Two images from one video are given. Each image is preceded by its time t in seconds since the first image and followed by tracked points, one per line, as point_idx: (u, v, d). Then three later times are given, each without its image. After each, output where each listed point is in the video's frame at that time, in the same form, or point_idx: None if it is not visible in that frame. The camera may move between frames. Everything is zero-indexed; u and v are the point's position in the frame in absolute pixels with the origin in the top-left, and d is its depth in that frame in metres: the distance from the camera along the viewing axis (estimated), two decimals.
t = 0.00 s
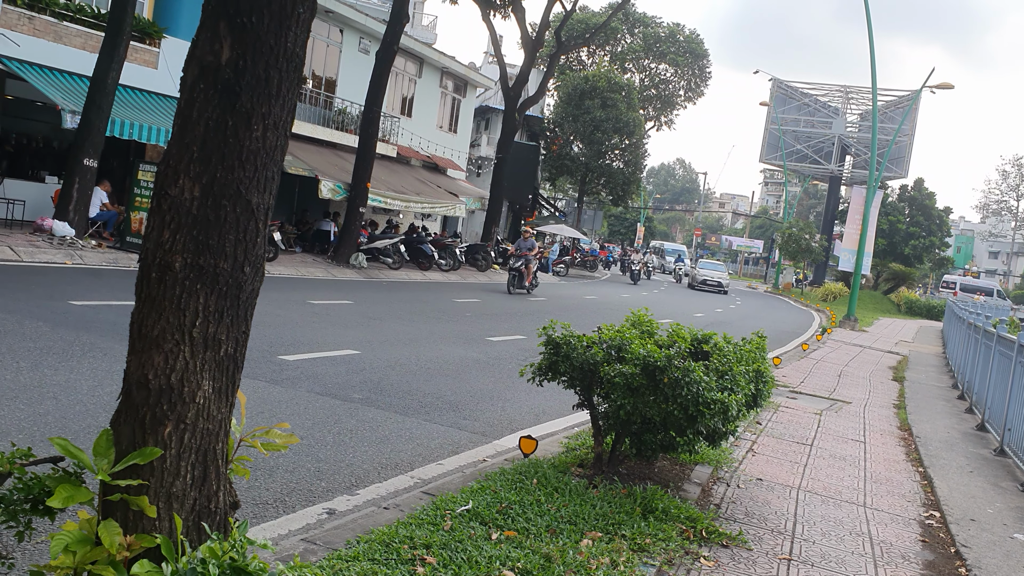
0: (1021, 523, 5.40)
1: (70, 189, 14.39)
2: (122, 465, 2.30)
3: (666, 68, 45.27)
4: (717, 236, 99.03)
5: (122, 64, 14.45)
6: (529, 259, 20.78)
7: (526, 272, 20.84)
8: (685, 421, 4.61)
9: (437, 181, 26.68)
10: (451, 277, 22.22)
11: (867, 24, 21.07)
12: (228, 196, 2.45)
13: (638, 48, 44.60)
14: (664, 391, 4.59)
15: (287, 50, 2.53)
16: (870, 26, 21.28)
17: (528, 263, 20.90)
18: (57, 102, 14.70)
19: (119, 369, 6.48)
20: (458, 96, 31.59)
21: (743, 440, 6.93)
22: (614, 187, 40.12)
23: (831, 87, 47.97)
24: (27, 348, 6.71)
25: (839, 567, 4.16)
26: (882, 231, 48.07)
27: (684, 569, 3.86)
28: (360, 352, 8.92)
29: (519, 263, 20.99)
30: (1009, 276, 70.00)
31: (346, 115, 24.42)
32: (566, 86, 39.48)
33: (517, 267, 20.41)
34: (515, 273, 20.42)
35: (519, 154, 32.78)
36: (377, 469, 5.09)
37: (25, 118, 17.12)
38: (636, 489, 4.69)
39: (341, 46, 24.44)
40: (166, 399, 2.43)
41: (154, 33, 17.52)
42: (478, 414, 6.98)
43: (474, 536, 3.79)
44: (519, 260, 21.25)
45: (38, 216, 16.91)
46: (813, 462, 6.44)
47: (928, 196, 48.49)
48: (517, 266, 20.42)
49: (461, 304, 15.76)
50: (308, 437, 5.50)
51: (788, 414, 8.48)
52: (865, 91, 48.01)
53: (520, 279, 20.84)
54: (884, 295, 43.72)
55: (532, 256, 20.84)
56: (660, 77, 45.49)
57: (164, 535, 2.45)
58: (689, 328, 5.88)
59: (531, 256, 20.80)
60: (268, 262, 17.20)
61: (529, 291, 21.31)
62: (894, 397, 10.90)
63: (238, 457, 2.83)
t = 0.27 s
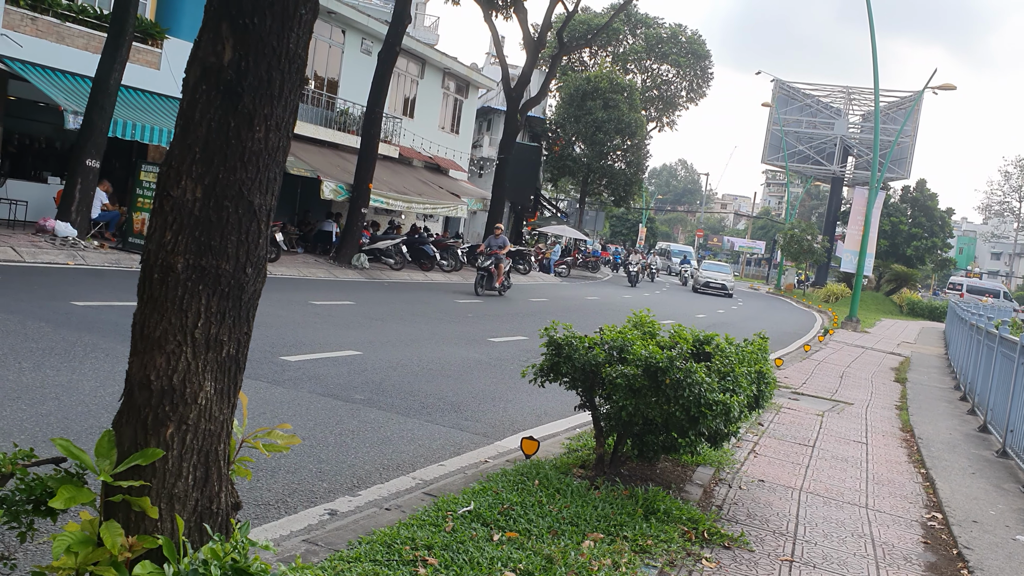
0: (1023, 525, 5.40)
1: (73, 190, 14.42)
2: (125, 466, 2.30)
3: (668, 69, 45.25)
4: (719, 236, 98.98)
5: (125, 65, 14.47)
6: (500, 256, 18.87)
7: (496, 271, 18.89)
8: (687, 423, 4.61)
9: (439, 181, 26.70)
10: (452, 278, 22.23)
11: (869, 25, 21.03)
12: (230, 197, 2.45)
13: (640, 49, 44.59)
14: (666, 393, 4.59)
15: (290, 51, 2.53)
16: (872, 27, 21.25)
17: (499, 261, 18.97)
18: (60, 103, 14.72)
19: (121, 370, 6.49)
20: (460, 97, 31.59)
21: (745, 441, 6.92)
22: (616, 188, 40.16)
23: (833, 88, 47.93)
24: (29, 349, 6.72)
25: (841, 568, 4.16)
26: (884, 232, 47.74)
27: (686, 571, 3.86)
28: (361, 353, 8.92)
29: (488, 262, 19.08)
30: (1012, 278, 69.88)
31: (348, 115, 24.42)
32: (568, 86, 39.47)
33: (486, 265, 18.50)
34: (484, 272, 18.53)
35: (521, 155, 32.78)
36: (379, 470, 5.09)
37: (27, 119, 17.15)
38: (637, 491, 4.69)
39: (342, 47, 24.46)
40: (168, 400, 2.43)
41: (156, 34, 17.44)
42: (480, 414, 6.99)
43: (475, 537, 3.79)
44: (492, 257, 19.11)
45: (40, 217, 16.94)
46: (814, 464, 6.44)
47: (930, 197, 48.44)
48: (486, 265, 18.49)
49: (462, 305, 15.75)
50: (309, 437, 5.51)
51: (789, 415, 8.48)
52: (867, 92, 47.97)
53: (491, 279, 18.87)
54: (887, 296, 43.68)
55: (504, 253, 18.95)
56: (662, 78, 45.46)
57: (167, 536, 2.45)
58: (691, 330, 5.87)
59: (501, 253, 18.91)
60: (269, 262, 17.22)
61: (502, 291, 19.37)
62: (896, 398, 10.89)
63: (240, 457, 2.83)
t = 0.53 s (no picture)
0: None
1: (74, 189, 14.43)
2: (126, 464, 2.30)
3: (670, 69, 45.23)
4: (720, 236, 98.99)
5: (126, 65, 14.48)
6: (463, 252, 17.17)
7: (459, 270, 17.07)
8: (688, 423, 4.61)
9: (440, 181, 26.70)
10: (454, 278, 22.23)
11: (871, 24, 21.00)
12: (232, 197, 2.45)
13: (642, 49, 44.59)
14: (667, 393, 4.58)
15: (291, 51, 2.53)
16: (874, 26, 21.23)
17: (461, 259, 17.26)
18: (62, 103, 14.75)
19: (123, 369, 6.49)
20: (461, 97, 31.58)
21: (745, 441, 6.91)
22: (617, 188, 40.47)
23: (835, 88, 47.90)
24: (31, 348, 6.73)
25: (841, 569, 4.16)
26: (885, 232, 47.96)
27: (686, 571, 3.86)
28: (362, 353, 8.93)
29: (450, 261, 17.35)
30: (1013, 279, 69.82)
31: (350, 115, 24.42)
32: (569, 86, 39.46)
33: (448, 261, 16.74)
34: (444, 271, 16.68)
35: (522, 155, 32.78)
36: (380, 469, 5.09)
37: (29, 118, 17.17)
38: (638, 490, 4.68)
39: (344, 47, 24.47)
40: (169, 399, 2.43)
41: (158, 33, 17.41)
42: (481, 414, 6.99)
43: (476, 536, 3.79)
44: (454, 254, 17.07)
45: (42, 216, 16.95)
46: (815, 464, 6.44)
47: (932, 197, 48.42)
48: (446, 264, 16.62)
49: (463, 305, 15.75)
50: (311, 437, 5.51)
51: (790, 415, 8.48)
52: (869, 93, 47.95)
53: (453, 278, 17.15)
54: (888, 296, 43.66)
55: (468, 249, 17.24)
56: (664, 78, 45.46)
57: (167, 535, 2.46)
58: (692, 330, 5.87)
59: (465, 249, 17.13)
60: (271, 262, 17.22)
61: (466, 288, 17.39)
62: (897, 398, 10.88)
63: (241, 457, 2.83)
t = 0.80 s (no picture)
0: None
1: (76, 188, 14.43)
2: (126, 463, 2.30)
3: (671, 68, 45.21)
4: (722, 236, 98.98)
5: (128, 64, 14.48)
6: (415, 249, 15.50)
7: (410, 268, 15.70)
8: (690, 422, 4.61)
9: (441, 181, 26.69)
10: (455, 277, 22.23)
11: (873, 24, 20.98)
12: (233, 195, 2.45)
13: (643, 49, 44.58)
14: (668, 392, 4.58)
15: (292, 49, 2.53)
16: (875, 26, 21.20)
17: (414, 256, 15.63)
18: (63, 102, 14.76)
19: (124, 369, 6.48)
20: (462, 96, 31.56)
21: (746, 441, 6.90)
22: (619, 188, 40.51)
23: (837, 88, 47.86)
24: (31, 347, 6.72)
25: (843, 569, 4.15)
26: (886, 232, 47.93)
27: (687, 570, 3.85)
28: (363, 352, 8.92)
29: (401, 255, 15.84)
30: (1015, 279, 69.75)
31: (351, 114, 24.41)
32: (571, 86, 39.45)
33: (397, 258, 15.13)
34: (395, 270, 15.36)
35: (523, 155, 32.78)
36: (381, 468, 5.09)
37: (30, 117, 17.16)
38: (640, 490, 4.67)
39: (345, 46, 24.47)
40: (170, 398, 2.43)
41: (160, 33, 17.54)
42: (482, 414, 6.98)
43: (477, 536, 3.79)
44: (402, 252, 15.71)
45: (44, 215, 16.95)
46: (816, 464, 6.43)
47: (933, 197, 48.37)
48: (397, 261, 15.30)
49: (465, 304, 15.74)
50: (312, 437, 5.51)
51: (791, 415, 8.46)
52: (870, 93, 47.92)
53: (401, 277, 15.57)
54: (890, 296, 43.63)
55: (421, 246, 15.56)
56: (665, 78, 45.42)
57: (168, 533, 2.46)
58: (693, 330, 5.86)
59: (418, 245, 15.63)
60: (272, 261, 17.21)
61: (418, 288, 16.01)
62: (899, 399, 10.87)
63: (241, 456, 2.83)
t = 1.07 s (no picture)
0: None
1: (76, 189, 14.43)
2: (127, 465, 2.30)
3: (672, 70, 45.24)
4: (722, 237, 99.08)
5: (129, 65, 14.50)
6: (355, 246, 13.35)
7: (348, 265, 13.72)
8: (690, 424, 4.60)
9: (442, 182, 26.70)
10: (456, 278, 22.23)
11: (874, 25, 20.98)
12: (233, 197, 2.45)
13: (644, 50, 44.62)
14: (668, 393, 4.58)
15: (292, 51, 2.53)
16: (876, 27, 21.21)
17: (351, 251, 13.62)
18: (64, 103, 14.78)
19: (124, 369, 6.49)
20: (463, 97, 31.58)
21: (746, 442, 6.90)
22: (619, 189, 40.30)
23: (837, 89, 47.87)
24: (32, 347, 6.73)
25: (842, 570, 4.15)
26: (887, 234, 47.95)
27: (687, 572, 3.85)
28: (364, 353, 8.92)
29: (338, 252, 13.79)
30: (1016, 280, 69.73)
31: (352, 115, 24.44)
32: (572, 87, 39.48)
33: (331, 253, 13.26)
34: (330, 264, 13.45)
35: (523, 156, 32.79)
36: (381, 469, 5.09)
37: (31, 118, 17.19)
38: (640, 491, 4.67)
39: (346, 47, 24.50)
40: (171, 399, 2.43)
41: (160, 34, 17.53)
42: (482, 415, 6.98)
43: (477, 537, 3.79)
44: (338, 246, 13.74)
45: (44, 216, 16.96)
46: (817, 465, 6.44)
47: (934, 199, 48.37)
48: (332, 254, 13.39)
49: (465, 305, 15.75)
50: (312, 437, 5.51)
51: (791, 417, 8.45)
52: (871, 94, 47.93)
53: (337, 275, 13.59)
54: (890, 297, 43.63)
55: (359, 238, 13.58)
56: (666, 79, 45.43)
57: (168, 534, 2.46)
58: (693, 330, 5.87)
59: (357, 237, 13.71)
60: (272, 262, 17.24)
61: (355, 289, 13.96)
62: (899, 400, 10.87)
63: (242, 457, 2.82)
